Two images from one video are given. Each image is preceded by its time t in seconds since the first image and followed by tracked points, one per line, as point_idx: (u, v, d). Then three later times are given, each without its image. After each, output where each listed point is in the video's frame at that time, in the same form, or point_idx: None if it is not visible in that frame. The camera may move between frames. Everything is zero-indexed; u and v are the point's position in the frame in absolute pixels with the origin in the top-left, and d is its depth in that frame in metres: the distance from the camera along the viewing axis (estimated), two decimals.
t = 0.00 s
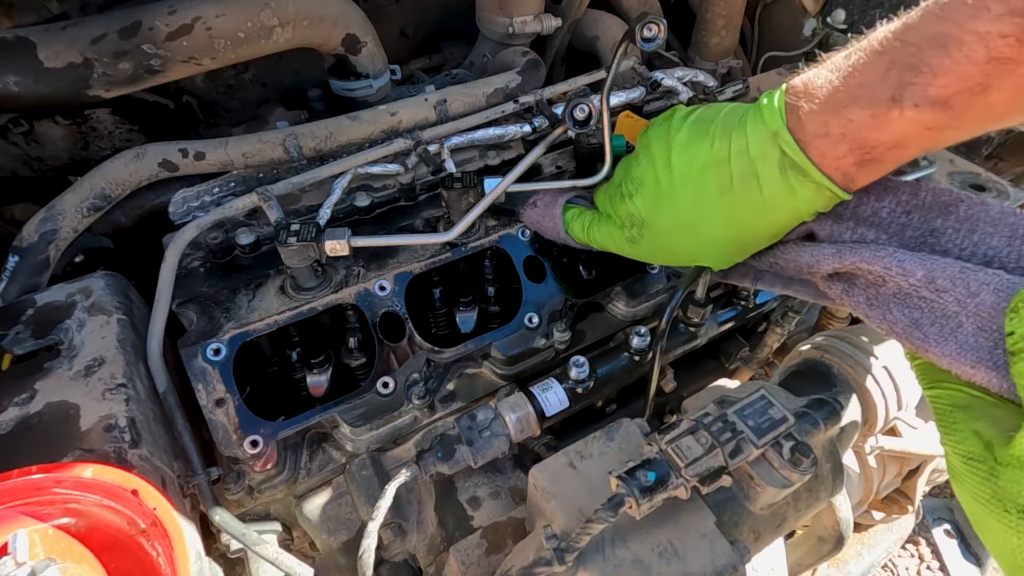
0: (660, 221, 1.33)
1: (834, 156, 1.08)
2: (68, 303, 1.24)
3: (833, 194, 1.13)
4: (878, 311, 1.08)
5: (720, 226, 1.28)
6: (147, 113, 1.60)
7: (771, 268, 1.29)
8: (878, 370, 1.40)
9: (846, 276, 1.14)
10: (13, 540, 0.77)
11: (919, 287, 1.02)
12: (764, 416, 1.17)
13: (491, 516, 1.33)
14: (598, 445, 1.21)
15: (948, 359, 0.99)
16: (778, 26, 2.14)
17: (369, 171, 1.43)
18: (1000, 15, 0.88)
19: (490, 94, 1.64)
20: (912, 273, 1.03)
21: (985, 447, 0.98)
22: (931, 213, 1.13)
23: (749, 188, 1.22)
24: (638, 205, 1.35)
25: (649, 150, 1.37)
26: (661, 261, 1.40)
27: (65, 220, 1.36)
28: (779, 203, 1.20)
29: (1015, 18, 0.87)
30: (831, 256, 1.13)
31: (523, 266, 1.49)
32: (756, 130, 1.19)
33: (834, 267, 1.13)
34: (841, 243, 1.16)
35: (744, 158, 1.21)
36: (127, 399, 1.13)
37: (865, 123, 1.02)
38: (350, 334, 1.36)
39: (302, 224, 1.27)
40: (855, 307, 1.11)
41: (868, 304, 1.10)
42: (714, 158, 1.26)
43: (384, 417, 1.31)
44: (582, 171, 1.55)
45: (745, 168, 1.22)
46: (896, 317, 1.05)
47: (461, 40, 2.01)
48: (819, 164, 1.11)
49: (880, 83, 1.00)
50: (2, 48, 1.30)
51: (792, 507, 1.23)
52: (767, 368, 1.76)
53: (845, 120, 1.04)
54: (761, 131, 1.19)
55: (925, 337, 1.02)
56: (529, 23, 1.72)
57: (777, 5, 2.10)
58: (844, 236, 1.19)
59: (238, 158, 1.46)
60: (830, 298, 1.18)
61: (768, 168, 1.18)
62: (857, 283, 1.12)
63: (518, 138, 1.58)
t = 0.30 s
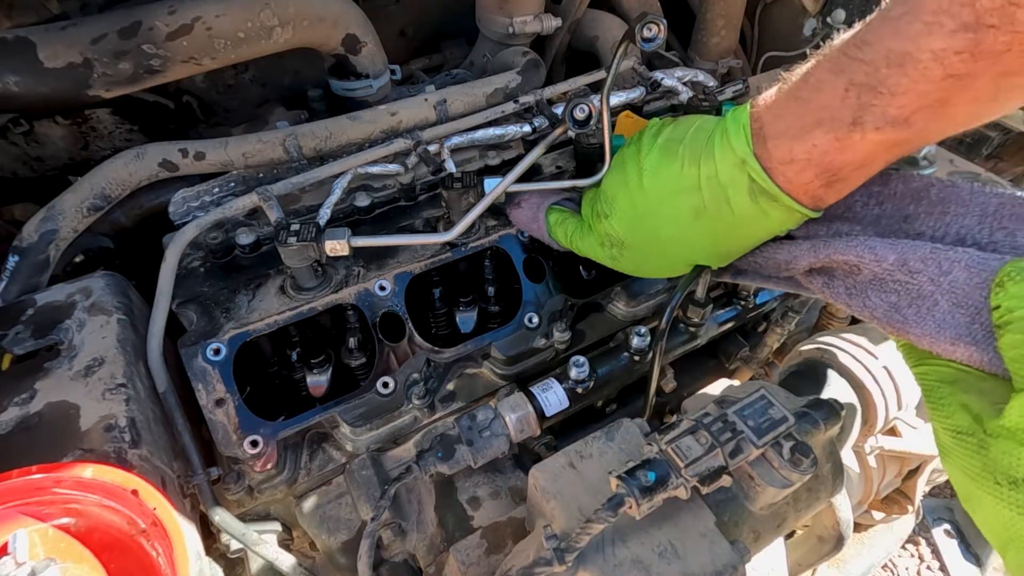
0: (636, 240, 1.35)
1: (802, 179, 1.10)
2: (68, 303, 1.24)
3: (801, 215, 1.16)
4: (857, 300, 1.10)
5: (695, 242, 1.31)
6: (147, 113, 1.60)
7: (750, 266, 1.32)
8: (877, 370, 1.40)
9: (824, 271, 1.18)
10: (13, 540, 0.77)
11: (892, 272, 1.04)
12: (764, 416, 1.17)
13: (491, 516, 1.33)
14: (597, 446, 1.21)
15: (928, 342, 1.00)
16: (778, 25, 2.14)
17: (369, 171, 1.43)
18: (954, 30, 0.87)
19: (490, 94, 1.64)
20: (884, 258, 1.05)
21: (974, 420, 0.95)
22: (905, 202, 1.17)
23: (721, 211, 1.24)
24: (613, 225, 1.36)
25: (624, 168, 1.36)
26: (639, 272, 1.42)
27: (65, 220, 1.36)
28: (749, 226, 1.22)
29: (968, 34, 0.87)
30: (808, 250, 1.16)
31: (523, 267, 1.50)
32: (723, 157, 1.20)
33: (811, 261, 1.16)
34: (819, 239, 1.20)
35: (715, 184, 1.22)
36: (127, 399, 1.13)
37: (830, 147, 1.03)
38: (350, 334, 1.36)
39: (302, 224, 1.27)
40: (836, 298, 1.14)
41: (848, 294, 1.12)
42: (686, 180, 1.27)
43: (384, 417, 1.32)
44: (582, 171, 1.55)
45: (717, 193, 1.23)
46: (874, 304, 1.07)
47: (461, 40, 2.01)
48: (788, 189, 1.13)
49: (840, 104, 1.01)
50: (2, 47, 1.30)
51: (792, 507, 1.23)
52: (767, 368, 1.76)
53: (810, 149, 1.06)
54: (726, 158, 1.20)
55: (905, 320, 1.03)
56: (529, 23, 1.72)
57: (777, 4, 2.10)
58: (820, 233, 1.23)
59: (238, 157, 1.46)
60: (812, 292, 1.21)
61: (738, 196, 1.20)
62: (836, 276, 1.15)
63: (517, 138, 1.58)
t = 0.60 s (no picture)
0: (616, 238, 1.35)
1: (783, 180, 1.09)
2: (68, 303, 1.24)
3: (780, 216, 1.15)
4: (844, 307, 1.11)
5: (674, 239, 1.31)
6: (147, 114, 1.60)
7: (733, 275, 1.32)
8: (878, 370, 1.40)
9: (809, 280, 1.18)
10: (13, 540, 0.77)
11: (880, 278, 1.05)
12: (763, 416, 1.17)
13: (491, 516, 1.33)
14: (598, 446, 1.21)
15: (919, 346, 1.00)
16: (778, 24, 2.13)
17: (369, 171, 1.43)
18: (943, 47, 0.87)
19: (490, 94, 1.64)
20: (871, 264, 1.05)
21: (959, 420, 0.95)
22: (888, 213, 1.17)
23: (703, 209, 1.23)
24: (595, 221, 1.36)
25: (615, 156, 1.34)
26: (621, 267, 1.43)
27: (65, 220, 1.36)
28: (731, 225, 1.22)
29: (956, 52, 0.86)
30: (793, 257, 1.17)
31: (524, 267, 1.50)
32: (710, 152, 1.18)
33: (797, 269, 1.16)
34: (807, 246, 1.19)
35: (698, 182, 1.21)
36: (127, 399, 1.13)
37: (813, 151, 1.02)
38: (350, 334, 1.36)
39: (302, 224, 1.27)
40: (823, 306, 1.14)
41: (834, 301, 1.13)
42: (670, 179, 1.25)
43: (384, 417, 1.32)
44: (583, 171, 1.55)
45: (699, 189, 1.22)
46: (861, 311, 1.08)
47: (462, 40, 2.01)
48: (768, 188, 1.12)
49: (825, 110, 0.99)
50: (3, 47, 1.30)
51: (792, 507, 1.23)
52: (767, 368, 1.76)
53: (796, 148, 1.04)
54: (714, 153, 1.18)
55: (893, 326, 1.03)
56: (529, 23, 1.72)
57: (778, 4, 2.10)
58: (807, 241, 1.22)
59: (238, 158, 1.46)
60: (797, 301, 1.22)
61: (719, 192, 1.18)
62: (822, 284, 1.16)
63: (517, 138, 1.58)
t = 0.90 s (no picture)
0: (762, 178, 1.14)
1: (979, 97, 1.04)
2: (68, 303, 1.24)
3: (970, 138, 1.06)
4: (980, 315, 1.01)
5: (828, 177, 1.12)
6: (147, 113, 1.60)
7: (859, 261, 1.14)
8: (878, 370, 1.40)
9: (941, 272, 1.07)
10: (13, 540, 0.77)
11: None
12: (764, 416, 1.17)
13: (491, 516, 1.33)
14: (598, 446, 1.21)
15: (1007, 341, 0.99)
16: (777, 24, 2.14)
17: (368, 171, 1.43)
18: None
19: (490, 94, 1.64)
20: None
21: None
22: None
23: (877, 131, 1.10)
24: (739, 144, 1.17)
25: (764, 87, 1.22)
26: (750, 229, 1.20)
27: (65, 220, 1.36)
28: (904, 163, 1.10)
29: None
30: (939, 244, 1.03)
31: (523, 267, 1.48)
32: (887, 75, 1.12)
33: (941, 256, 1.03)
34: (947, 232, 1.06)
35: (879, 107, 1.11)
36: (127, 399, 1.13)
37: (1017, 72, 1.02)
38: (350, 334, 1.36)
39: (302, 224, 1.27)
40: (952, 308, 1.04)
41: (967, 305, 1.03)
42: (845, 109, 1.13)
43: (384, 417, 1.32)
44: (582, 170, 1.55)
45: (878, 108, 1.11)
46: (1000, 327, 0.99)
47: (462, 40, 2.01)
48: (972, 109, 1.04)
49: None
50: (3, 47, 1.30)
51: (793, 506, 1.23)
52: (767, 368, 1.76)
53: (994, 66, 1.03)
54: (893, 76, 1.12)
55: None
56: (529, 23, 1.72)
57: (778, 4, 2.10)
58: (953, 230, 1.06)
59: (238, 158, 1.46)
60: (912, 293, 1.10)
61: (900, 115, 1.09)
62: (958, 282, 1.04)
63: (517, 138, 1.58)
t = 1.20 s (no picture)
0: None
1: None
2: (68, 303, 1.24)
3: None
4: None
5: None
6: (147, 113, 1.60)
7: None
8: (878, 370, 1.40)
9: None
10: (13, 540, 0.77)
11: None
12: (764, 416, 1.17)
13: (491, 516, 1.33)
14: (598, 446, 1.21)
15: None
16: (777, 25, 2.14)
17: (368, 171, 1.43)
18: None
19: (490, 94, 1.64)
20: None
21: None
22: None
23: None
24: None
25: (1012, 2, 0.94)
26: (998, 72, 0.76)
27: (65, 220, 1.36)
28: None
29: None
30: None
31: (524, 266, 1.48)
32: None
33: None
34: None
35: None
36: (127, 399, 1.13)
37: None
38: (349, 334, 1.36)
39: (302, 224, 1.27)
40: None
41: None
42: None
43: (384, 417, 1.32)
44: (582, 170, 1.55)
45: None
46: None
47: (461, 40, 2.00)
48: None
49: None
50: (3, 47, 1.30)
51: (793, 506, 1.23)
52: (768, 368, 1.76)
53: None
54: None
55: None
56: (529, 23, 1.72)
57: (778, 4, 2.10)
58: None
59: (238, 158, 1.46)
60: None
61: None
62: None
63: (517, 138, 1.58)
